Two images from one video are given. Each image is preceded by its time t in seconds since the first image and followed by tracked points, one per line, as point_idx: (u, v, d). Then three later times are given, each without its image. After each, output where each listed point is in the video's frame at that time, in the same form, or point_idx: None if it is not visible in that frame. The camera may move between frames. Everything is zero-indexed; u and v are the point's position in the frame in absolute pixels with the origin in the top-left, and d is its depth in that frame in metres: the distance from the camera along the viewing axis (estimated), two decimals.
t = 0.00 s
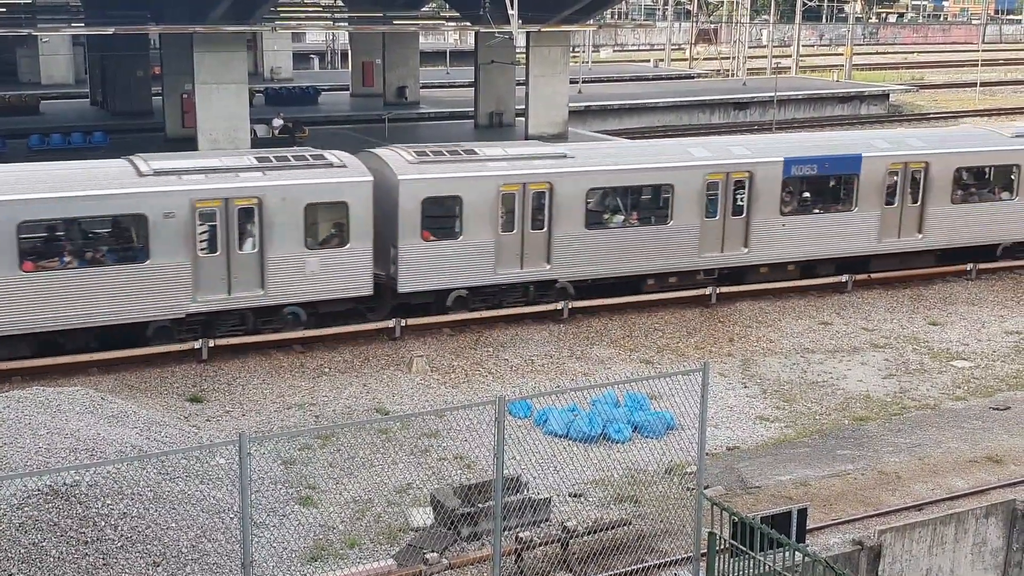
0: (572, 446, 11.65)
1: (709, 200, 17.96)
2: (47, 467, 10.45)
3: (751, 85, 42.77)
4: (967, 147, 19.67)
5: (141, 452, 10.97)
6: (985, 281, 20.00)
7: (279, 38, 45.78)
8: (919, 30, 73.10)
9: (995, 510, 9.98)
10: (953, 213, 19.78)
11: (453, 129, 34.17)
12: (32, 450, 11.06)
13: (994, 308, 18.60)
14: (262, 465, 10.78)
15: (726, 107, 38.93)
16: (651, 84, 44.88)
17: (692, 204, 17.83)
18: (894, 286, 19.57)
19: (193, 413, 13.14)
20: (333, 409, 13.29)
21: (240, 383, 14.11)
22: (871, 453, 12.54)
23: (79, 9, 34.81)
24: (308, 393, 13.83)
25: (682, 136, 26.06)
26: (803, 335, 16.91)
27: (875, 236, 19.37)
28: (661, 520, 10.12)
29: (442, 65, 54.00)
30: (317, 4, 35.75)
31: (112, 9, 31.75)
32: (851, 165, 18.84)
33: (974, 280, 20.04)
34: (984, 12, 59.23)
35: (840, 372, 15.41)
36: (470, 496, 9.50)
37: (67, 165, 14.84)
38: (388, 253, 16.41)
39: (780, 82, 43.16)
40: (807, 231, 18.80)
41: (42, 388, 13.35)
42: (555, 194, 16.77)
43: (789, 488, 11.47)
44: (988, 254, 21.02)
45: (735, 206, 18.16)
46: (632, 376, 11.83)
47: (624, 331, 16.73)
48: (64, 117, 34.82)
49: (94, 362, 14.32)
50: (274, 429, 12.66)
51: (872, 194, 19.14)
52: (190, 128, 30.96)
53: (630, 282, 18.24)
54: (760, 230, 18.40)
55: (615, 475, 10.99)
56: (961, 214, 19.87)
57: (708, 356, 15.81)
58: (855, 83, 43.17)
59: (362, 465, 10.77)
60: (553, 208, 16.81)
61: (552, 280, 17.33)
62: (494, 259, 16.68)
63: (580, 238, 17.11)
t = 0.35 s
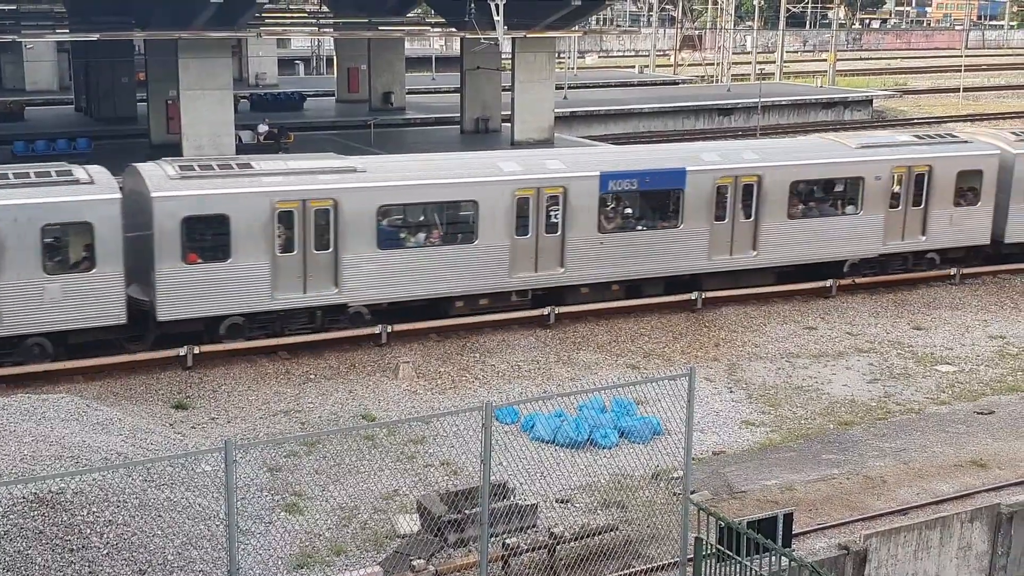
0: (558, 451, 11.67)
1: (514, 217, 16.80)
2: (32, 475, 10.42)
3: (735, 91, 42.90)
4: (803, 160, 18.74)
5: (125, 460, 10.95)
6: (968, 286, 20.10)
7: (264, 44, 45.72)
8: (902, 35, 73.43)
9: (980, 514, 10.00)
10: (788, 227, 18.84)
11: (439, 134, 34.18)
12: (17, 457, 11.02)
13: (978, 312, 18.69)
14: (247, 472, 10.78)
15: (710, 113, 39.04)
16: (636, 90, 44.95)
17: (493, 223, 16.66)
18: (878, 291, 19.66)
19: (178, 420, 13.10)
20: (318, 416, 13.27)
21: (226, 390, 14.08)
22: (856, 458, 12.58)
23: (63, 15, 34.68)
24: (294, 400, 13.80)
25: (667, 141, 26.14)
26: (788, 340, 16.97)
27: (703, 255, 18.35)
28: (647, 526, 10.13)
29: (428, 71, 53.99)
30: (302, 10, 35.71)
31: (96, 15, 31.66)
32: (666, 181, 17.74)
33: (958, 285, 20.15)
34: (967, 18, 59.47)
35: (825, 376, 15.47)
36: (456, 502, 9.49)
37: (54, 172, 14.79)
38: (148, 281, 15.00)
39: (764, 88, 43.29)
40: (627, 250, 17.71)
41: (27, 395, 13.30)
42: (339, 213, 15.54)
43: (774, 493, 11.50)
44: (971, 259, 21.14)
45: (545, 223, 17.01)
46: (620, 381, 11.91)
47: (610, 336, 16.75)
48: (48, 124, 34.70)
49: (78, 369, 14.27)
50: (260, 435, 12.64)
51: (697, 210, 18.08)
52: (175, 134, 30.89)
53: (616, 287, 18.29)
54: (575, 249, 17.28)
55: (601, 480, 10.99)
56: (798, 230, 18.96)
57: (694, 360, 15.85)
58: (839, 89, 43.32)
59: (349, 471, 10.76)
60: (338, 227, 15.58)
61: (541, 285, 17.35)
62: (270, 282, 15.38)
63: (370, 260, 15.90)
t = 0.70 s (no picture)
0: (539, 459, 11.66)
1: (298, 238, 15.45)
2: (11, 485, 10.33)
3: (715, 98, 43.03)
4: (627, 176, 17.65)
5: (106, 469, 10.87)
6: (947, 292, 20.23)
7: (245, 51, 45.60)
8: (880, 43, 73.81)
9: (959, 519, 10.05)
10: (611, 247, 17.70)
11: (420, 142, 34.19)
12: None
13: (956, 318, 18.81)
14: (228, 481, 10.72)
15: (691, 121, 39.16)
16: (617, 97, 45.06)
17: (274, 245, 15.29)
18: (858, 297, 19.77)
19: (158, 429, 13.04)
20: (300, 424, 13.24)
21: (207, 399, 14.02)
22: (837, 464, 12.63)
23: (41, 22, 34.50)
24: (275, 408, 13.76)
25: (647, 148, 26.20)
26: (769, 346, 17.03)
27: (519, 276, 17.15)
28: (629, 532, 10.13)
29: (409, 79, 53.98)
30: (283, 17, 35.65)
31: (75, 22, 31.50)
32: (472, 199, 16.55)
33: (937, 291, 20.28)
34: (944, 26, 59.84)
35: (805, 382, 15.53)
36: (438, 510, 9.49)
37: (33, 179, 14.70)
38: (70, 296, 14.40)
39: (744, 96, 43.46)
40: (432, 272, 16.46)
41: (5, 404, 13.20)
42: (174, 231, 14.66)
43: (755, 498, 11.54)
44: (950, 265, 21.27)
45: (335, 244, 15.70)
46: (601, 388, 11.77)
47: (592, 343, 16.78)
48: (26, 131, 34.51)
49: (57, 378, 14.18)
50: (241, 444, 12.59)
51: (510, 229, 16.89)
52: (155, 141, 30.78)
53: (598, 295, 18.33)
54: (374, 273, 16.04)
55: (583, 487, 11.01)
56: (623, 249, 17.82)
57: (675, 367, 15.88)
58: (818, 97, 43.52)
59: (330, 480, 10.73)
60: (91, 251, 14.14)
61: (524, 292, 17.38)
62: (12, 314, 13.86)
63: (133, 287, 14.46)
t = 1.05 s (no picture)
0: (529, 463, 11.68)
1: (141, 255, 14.61)
2: None
3: (703, 102, 43.11)
4: (441, 190, 16.53)
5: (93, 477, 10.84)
6: (934, 294, 20.31)
7: (232, 57, 45.53)
8: (866, 47, 74.03)
9: (947, 521, 10.07)
10: (428, 266, 16.61)
11: (408, 147, 34.18)
12: None
13: (943, 321, 18.87)
14: (217, 488, 10.70)
15: (678, 125, 39.24)
16: (604, 101, 45.11)
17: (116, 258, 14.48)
18: (845, 300, 19.82)
19: (146, 436, 13.00)
20: (289, 430, 13.22)
21: (195, 405, 13.98)
22: (826, 466, 12.66)
23: (27, 28, 34.37)
24: (263, 414, 13.74)
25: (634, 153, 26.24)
26: (757, 349, 17.06)
27: (319, 298, 15.95)
28: (618, 536, 10.13)
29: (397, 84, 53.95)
30: (270, 22, 35.60)
31: (61, 28, 31.39)
32: (258, 216, 15.34)
33: (924, 293, 20.35)
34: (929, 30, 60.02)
35: (794, 385, 15.56)
36: (428, 515, 9.49)
37: (21, 187, 14.65)
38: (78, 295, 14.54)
39: (731, 100, 43.55)
40: (419, 275, 16.56)
41: None
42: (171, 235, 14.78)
43: (744, 501, 11.56)
44: (937, 268, 21.34)
45: (97, 267, 14.42)
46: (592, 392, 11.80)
47: (581, 347, 16.80)
48: (13, 138, 34.39)
49: (44, 386, 14.13)
50: (229, 450, 12.57)
51: (305, 248, 15.69)
52: (142, 148, 30.71)
53: (585, 299, 18.36)
54: (151, 296, 14.79)
55: (573, 491, 11.03)
56: (438, 268, 16.69)
57: (664, 370, 15.90)
58: (805, 100, 43.62)
59: (319, 486, 10.72)
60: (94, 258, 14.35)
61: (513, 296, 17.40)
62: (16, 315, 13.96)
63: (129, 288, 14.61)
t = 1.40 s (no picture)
0: (527, 467, 11.69)
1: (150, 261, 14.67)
2: None
3: (698, 105, 43.13)
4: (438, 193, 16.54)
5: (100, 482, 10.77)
6: (930, 296, 20.34)
7: (228, 60, 45.51)
8: (862, 49, 74.14)
9: (944, 522, 10.07)
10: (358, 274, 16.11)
11: (404, 150, 34.18)
12: None
13: (939, 322, 18.90)
14: (213, 491, 10.70)
15: (674, 127, 39.28)
16: (600, 104, 45.16)
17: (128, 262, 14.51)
18: (842, 302, 19.84)
19: (142, 439, 12.98)
20: (285, 433, 13.21)
21: (192, 409, 13.98)
22: (822, 468, 12.67)
23: (23, 32, 34.31)
24: (260, 418, 13.72)
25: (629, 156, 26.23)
26: (754, 351, 17.08)
27: (92, 325, 14.38)
28: (616, 538, 10.11)
29: (393, 86, 53.97)
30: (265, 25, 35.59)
31: (56, 31, 31.34)
32: (3, 238, 13.71)
33: (920, 295, 20.39)
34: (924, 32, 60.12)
35: (791, 387, 15.57)
36: (424, 519, 9.48)
37: (19, 191, 14.65)
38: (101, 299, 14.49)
39: (727, 103, 43.60)
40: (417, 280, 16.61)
41: None
42: (189, 237, 14.83)
43: (741, 503, 11.56)
44: (932, 269, 21.38)
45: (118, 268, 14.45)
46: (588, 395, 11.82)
47: (578, 349, 16.81)
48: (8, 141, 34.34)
49: (40, 390, 14.10)
50: (226, 453, 12.56)
51: (72, 270, 14.16)
52: (138, 151, 30.68)
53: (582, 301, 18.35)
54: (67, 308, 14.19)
55: (569, 494, 11.02)
56: (236, 292, 15.28)
57: (661, 373, 15.91)
58: (801, 102, 43.68)
59: (315, 490, 10.71)
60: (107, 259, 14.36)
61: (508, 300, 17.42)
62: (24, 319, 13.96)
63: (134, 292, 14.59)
